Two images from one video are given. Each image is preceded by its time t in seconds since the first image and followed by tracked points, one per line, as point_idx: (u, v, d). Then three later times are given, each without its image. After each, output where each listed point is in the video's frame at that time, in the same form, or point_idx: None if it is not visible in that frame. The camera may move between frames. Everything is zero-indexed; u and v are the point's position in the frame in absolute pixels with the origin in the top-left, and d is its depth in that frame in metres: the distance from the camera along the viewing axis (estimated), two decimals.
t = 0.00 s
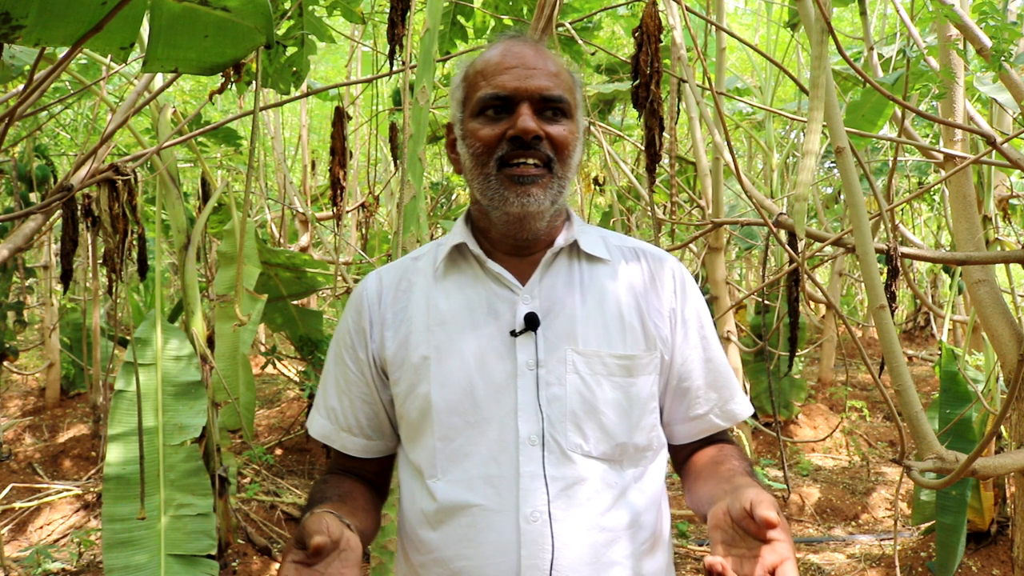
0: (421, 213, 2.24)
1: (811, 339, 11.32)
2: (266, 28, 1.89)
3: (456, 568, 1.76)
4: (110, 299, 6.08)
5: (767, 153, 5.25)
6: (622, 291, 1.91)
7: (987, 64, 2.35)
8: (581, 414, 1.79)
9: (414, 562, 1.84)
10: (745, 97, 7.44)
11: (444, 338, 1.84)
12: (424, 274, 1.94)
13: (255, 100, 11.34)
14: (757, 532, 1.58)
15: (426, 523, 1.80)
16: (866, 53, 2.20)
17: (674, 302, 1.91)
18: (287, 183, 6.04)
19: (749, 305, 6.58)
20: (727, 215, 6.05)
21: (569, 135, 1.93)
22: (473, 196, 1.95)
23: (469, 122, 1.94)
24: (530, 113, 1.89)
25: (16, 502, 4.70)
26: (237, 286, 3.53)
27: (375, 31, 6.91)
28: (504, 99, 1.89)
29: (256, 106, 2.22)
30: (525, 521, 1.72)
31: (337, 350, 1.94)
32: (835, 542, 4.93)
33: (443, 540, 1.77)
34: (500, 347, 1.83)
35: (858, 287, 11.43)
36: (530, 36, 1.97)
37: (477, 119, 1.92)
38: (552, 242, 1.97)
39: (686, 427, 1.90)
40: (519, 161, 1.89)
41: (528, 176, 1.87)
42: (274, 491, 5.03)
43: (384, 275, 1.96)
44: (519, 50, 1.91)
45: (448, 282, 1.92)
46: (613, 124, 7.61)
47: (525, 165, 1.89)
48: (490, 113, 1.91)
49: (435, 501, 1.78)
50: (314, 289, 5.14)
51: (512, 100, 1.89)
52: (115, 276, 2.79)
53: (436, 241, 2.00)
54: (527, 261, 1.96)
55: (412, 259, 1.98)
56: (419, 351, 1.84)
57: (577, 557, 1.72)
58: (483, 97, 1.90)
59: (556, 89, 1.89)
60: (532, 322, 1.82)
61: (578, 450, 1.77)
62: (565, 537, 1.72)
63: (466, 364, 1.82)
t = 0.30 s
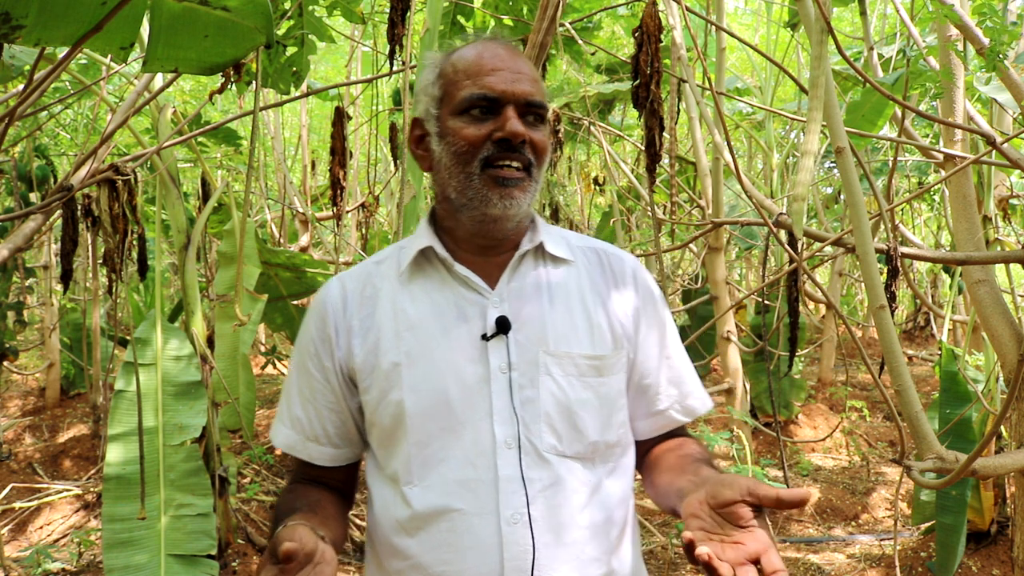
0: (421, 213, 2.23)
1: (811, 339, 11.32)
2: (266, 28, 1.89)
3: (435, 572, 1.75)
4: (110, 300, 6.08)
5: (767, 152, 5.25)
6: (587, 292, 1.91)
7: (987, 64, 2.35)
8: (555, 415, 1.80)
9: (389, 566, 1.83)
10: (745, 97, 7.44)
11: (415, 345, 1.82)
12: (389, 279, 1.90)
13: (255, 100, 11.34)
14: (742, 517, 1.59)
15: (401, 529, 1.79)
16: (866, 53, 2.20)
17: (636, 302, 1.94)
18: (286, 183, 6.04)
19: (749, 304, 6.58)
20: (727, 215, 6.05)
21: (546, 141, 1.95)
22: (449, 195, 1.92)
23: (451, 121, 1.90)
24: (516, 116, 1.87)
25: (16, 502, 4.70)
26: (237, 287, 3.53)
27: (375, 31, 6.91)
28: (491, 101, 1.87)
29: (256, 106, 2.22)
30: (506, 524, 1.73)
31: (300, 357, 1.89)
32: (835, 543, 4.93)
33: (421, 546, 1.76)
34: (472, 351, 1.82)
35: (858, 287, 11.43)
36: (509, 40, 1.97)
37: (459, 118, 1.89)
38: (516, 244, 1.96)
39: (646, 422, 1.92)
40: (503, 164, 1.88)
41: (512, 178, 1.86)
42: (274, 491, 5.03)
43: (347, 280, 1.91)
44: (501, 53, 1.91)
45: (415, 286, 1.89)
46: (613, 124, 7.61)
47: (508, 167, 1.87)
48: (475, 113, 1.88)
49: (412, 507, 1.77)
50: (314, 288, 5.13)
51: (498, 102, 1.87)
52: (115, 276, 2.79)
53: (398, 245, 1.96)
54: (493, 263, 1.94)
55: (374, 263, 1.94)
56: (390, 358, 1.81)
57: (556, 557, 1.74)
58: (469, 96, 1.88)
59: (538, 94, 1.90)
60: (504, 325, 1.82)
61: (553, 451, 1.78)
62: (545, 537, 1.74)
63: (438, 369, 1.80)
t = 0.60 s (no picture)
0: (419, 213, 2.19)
1: (811, 339, 11.33)
2: (266, 28, 1.89)
3: None
4: (110, 299, 6.08)
5: (767, 152, 5.25)
6: (573, 291, 1.95)
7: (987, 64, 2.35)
8: (552, 413, 1.83)
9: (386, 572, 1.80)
10: (745, 97, 7.44)
11: (410, 351, 1.80)
12: (377, 284, 1.88)
13: (255, 100, 11.34)
14: (735, 528, 1.63)
15: (401, 535, 1.76)
16: (866, 53, 2.20)
17: (616, 298, 2.00)
18: (286, 183, 6.04)
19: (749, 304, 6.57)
20: (726, 215, 6.05)
21: (520, 146, 1.91)
22: (425, 205, 1.89)
23: (422, 132, 1.86)
24: (486, 126, 1.84)
25: (16, 502, 4.70)
26: (237, 287, 3.53)
27: (376, 31, 6.91)
28: (460, 112, 1.83)
29: (256, 106, 2.22)
30: (511, 524, 1.74)
31: (284, 369, 1.82)
32: (835, 543, 4.93)
33: (423, 550, 1.74)
34: (467, 355, 1.82)
35: (858, 287, 11.44)
36: (479, 43, 1.91)
37: (429, 130, 1.85)
38: (501, 245, 1.97)
39: (626, 412, 2.02)
40: (475, 174, 1.84)
41: (485, 190, 1.83)
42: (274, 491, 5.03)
43: (332, 289, 1.87)
44: (471, 59, 1.85)
45: (404, 291, 1.87)
46: (613, 124, 7.62)
47: (481, 178, 1.84)
48: (444, 124, 1.84)
49: (413, 512, 1.74)
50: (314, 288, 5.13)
51: (468, 113, 1.83)
52: (115, 276, 2.79)
53: (380, 249, 1.93)
54: (479, 265, 1.94)
55: (358, 270, 1.91)
56: (385, 366, 1.79)
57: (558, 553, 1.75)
58: (437, 108, 1.83)
59: (509, 101, 1.85)
60: (499, 328, 1.83)
61: (551, 449, 1.81)
62: (549, 535, 1.76)
63: (435, 374, 1.79)
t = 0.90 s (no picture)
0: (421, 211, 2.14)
1: (811, 339, 11.33)
2: (266, 28, 1.89)
3: (464, 570, 1.66)
4: (110, 299, 6.08)
5: (767, 152, 5.25)
6: (606, 290, 1.85)
7: (986, 64, 2.35)
8: (580, 411, 1.74)
9: (411, 567, 1.72)
10: (745, 97, 7.45)
11: (439, 342, 1.72)
12: (407, 277, 1.78)
13: (255, 100, 11.34)
14: (760, 519, 1.54)
15: (427, 529, 1.68)
16: (867, 53, 2.20)
17: (647, 299, 1.89)
18: (286, 183, 6.04)
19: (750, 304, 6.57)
20: (727, 215, 6.05)
21: (547, 136, 1.84)
22: (451, 195, 1.83)
23: (448, 122, 1.82)
24: (511, 114, 1.78)
25: (16, 502, 4.70)
26: (237, 287, 3.53)
27: (375, 31, 6.91)
28: (484, 101, 1.77)
29: (256, 106, 2.22)
30: (537, 519, 1.67)
31: (316, 357, 1.74)
32: (835, 543, 4.93)
33: (447, 545, 1.67)
34: (496, 349, 1.73)
35: (858, 287, 11.45)
36: (507, 36, 1.86)
37: (454, 120, 1.80)
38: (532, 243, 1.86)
39: (655, 417, 1.90)
40: (499, 163, 1.78)
41: (508, 178, 1.76)
42: (274, 491, 5.03)
43: (362, 278, 1.78)
44: (497, 49, 1.81)
45: (434, 283, 1.78)
46: (613, 124, 7.62)
47: (505, 166, 1.78)
48: (469, 113, 1.79)
49: (438, 506, 1.66)
50: (314, 288, 5.13)
51: (493, 100, 1.77)
52: (115, 276, 2.79)
53: (413, 243, 1.84)
54: (510, 261, 1.84)
55: (389, 261, 1.81)
56: (413, 357, 1.70)
57: (583, 550, 1.68)
58: (462, 97, 1.78)
59: (535, 89, 1.79)
60: (528, 323, 1.74)
61: (578, 447, 1.72)
62: (574, 532, 1.68)
63: (463, 367, 1.70)
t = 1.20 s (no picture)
0: (422, 213, 2.09)
1: (811, 340, 11.33)
2: (266, 28, 1.90)
3: (499, 566, 1.60)
4: (110, 299, 6.08)
5: (767, 152, 5.24)
6: (659, 290, 1.75)
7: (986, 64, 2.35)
8: (624, 412, 1.64)
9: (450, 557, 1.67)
10: (745, 97, 7.45)
11: (485, 333, 1.64)
12: (458, 269, 1.71)
13: (255, 100, 11.36)
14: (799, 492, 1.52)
15: (466, 521, 1.62)
16: (867, 53, 2.20)
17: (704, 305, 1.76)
18: (287, 183, 6.04)
19: (750, 304, 6.56)
20: (727, 215, 6.04)
21: (605, 139, 1.71)
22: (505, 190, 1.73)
23: (504, 118, 1.70)
24: (568, 116, 1.66)
25: (16, 502, 4.70)
26: (237, 287, 3.53)
27: (375, 31, 6.91)
28: (543, 99, 1.65)
29: (256, 106, 2.23)
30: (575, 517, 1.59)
31: (366, 344, 1.69)
32: (835, 543, 4.94)
33: (483, 538, 1.60)
34: (540, 343, 1.65)
35: (858, 287, 11.45)
36: (572, 32, 1.73)
37: (510, 117, 1.69)
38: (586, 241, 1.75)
39: (705, 425, 1.77)
40: (552, 163, 1.66)
41: (560, 180, 1.64)
42: (274, 491, 5.03)
43: (415, 268, 1.71)
44: (560, 46, 1.68)
45: (485, 277, 1.70)
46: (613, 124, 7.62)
47: (561, 167, 1.65)
48: (526, 111, 1.67)
49: (477, 499, 1.60)
50: (315, 288, 5.13)
51: (551, 99, 1.65)
52: (115, 277, 2.79)
53: (467, 235, 1.77)
54: (564, 258, 1.73)
55: (443, 254, 1.74)
56: (457, 349, 1.63)
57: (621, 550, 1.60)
58: (519, 93, 1.66)
59: (597, 91, 1.66)
60: (575, 320, 1.65)
61: (618, 447, 1.64)
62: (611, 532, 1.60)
63: (507, 360, 1.63)
